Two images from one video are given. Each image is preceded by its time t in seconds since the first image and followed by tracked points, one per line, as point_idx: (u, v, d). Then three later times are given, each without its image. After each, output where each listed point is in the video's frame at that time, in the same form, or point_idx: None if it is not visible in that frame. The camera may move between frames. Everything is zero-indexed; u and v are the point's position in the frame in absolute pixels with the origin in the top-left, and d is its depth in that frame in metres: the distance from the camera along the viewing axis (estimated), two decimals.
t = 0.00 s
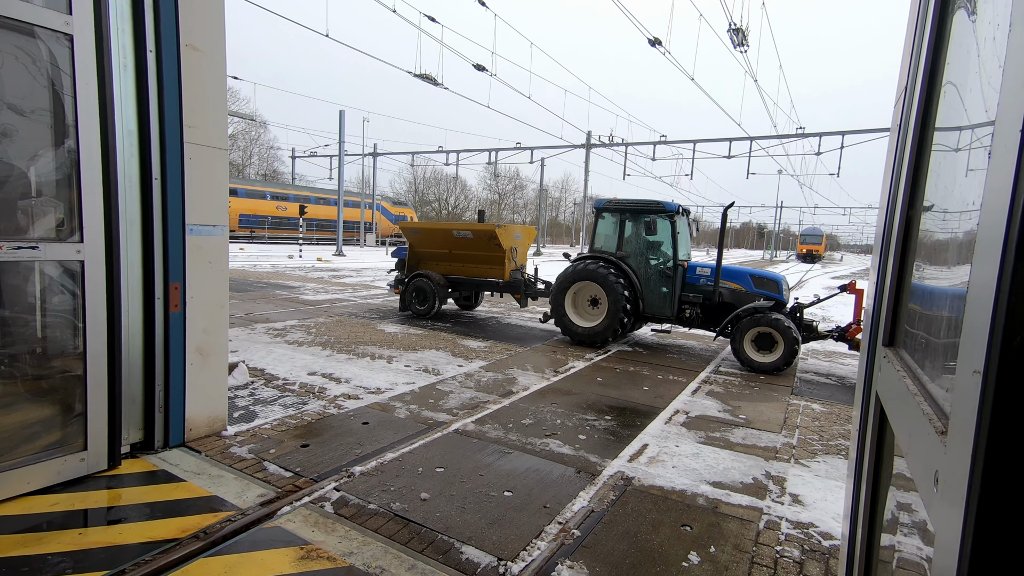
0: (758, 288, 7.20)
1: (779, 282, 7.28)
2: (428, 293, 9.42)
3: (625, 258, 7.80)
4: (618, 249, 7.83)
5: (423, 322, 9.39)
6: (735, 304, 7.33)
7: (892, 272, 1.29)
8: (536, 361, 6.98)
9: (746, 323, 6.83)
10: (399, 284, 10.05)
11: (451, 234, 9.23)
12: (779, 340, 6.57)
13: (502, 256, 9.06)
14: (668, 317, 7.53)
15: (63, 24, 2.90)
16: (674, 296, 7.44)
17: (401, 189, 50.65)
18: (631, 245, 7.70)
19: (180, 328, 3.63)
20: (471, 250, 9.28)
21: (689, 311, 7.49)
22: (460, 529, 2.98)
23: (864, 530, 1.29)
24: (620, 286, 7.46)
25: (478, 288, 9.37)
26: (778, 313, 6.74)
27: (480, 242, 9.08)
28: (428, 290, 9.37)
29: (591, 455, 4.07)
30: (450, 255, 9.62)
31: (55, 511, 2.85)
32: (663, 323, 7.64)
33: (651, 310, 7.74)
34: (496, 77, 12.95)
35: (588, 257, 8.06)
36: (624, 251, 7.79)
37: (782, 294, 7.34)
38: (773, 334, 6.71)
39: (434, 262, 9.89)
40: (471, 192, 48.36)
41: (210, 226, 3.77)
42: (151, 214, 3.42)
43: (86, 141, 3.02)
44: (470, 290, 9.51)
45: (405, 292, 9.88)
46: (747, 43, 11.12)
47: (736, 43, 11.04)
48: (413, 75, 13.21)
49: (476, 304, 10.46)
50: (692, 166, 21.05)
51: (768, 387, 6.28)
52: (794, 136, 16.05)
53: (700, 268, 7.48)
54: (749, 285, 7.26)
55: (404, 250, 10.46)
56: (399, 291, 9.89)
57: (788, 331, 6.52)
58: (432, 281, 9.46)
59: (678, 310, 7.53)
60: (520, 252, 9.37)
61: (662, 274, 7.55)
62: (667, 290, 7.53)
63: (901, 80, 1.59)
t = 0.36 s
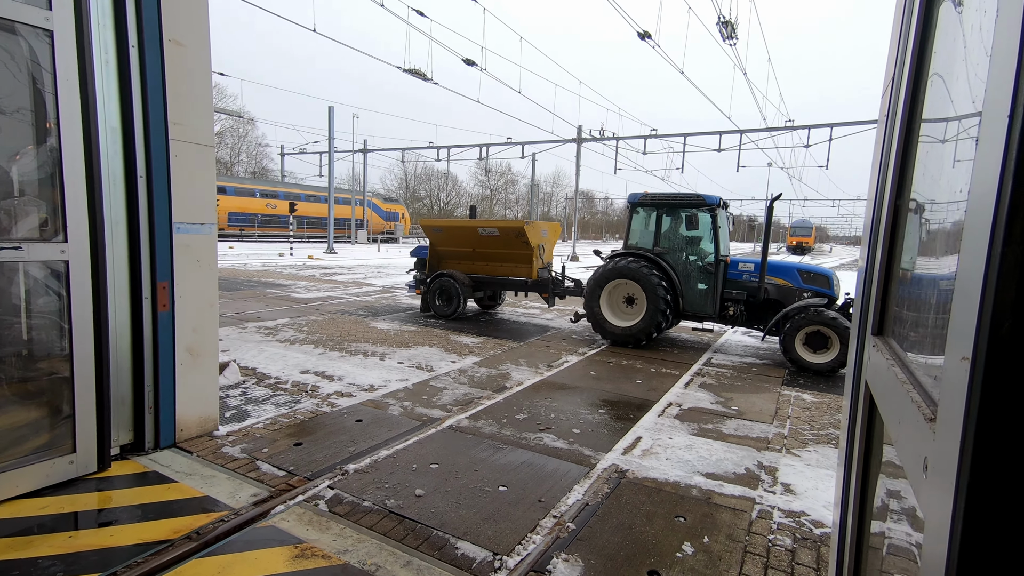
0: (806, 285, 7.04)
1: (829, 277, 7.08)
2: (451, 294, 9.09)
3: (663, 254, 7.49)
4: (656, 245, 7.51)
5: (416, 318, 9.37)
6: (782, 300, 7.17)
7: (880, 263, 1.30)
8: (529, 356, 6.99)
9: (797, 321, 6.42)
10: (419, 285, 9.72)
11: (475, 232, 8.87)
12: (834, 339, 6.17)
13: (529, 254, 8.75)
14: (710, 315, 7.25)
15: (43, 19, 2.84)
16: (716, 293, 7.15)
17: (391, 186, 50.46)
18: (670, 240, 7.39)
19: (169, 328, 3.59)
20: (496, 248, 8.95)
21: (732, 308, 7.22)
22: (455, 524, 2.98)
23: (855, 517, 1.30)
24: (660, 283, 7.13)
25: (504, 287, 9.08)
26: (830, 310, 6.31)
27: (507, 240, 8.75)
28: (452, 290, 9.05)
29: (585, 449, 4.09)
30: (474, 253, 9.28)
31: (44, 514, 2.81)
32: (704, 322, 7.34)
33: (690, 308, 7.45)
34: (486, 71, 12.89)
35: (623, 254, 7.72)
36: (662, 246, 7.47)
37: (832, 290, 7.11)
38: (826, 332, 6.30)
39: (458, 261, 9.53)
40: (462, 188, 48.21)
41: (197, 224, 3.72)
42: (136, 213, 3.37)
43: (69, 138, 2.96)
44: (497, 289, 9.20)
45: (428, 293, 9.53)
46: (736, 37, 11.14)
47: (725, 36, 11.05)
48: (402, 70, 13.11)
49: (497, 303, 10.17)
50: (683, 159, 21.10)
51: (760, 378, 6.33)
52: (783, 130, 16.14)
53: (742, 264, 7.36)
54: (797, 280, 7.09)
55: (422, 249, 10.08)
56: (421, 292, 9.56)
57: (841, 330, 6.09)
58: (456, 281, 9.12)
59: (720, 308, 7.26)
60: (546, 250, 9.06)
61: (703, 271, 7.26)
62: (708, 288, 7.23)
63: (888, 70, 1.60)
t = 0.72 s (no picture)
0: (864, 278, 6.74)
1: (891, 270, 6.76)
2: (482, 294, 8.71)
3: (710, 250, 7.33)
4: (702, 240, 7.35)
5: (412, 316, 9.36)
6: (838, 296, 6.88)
7: (874, 253, 1.31)
8: (526, 352, 7.00)
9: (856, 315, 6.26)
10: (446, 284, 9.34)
11: (507, 229, 8.53)
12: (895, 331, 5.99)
13: (563, 252, 8.39)
14: (762, 312, 7.01)
15: (29, 20, 2.80)
16: (769, 288, 6.92)
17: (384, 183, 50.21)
18: (717, 235, 7.23)
19: (163, 330, 3.57)
20: (528, 246, 8.59)
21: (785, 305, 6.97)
22: (455, 520, 2.99)
23: (851, 505, 1.32)
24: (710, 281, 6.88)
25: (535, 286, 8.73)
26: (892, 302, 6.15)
27: (540, 237, 8.39)
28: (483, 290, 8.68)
29: (583, 443, 4.10)
30: (504, 251, 8.92)
31: (42, 518, 2.80)
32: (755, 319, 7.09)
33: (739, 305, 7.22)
34: (478, 66, 12.85)
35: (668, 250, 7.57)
36: (710, 241, 7.32)
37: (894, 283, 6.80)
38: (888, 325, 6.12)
39: (487, 259, 9.19)
40: (456, 184, 48.07)
41: (190, 225, 3.69)
42: (128, 214, 3.35)
43: (57, 140, 2.93)
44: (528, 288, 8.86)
45: (457, 293, 9.19)
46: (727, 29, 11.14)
47: (717, 28, 11.05)
48: (393, 66, 13.01)
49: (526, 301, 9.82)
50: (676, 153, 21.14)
51: (755, 369, 6.37)
52: (775, 122, 16.19)
53: (796, 259, 7.18)
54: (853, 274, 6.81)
55: (449, 247, 9.74)
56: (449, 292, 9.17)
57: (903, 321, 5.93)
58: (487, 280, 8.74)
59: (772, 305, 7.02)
60: (580, 247, 8.70)
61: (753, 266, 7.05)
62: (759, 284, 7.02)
63: (880, 61, 1.60)
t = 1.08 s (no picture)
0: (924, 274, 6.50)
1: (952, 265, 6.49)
2: (519, 298, 8.31)
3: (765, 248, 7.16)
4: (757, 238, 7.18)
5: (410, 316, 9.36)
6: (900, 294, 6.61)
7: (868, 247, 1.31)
8: (524, 350, 7.00)
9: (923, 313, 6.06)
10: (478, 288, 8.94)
11: (544, 229, 8.10)
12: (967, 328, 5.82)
13: (603, 252, 8.00)
14: (823, 313, 6.79)
15: (18, 25, 2.78)
16: (830, 287, 6.71)
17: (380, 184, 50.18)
18: (772, 233, 7.08)
19: (159, 335, 3.55)
20: (565, 247, 8.20)
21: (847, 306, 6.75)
22: (456, 520, 2.99)
23: (849, 497, 1.32)
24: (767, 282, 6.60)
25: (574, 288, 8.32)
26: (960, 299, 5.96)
27: (580, 237, 7.98)
28: (520, 294, 8.28)
29: (582, 441, 4.11)
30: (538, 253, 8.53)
31: (40, 526, 2.79)
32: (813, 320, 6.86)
33: (797, 306, 6.99)
34: (472, 65, 12.84)
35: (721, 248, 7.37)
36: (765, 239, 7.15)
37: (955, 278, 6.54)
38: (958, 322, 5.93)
39: (520, 261, 8.74)
40: (451, 184, 48.02)
41: (185, 229, 3.68)
42: (122, 219, 3.33)
43: (49, 145, 2.91)
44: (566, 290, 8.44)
45: (490, 297, 8.72)
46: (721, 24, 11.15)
47: (710, 24, 11.06)
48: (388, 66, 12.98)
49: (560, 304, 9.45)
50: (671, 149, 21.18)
51: (753, 364, 6.39)
52: (770, 116, 16.24)
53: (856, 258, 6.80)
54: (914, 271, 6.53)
55: (479, 249, 9.23)
56: (483, 296, 8.76)
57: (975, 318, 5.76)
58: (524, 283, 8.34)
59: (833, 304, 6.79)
60: (619, 246, 8.32)
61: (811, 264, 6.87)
62: (818, 282, 6.82)
63: (872, 55, 1.61)
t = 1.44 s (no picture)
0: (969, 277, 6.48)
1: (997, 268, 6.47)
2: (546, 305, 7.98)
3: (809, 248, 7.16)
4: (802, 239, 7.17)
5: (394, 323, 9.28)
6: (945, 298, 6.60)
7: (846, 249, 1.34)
8: (510, 356, 6.99)
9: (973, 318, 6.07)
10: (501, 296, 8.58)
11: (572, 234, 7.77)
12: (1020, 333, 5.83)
13: (633, 256, 7.72)
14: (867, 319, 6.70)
15: None
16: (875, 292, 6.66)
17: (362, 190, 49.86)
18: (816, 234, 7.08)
19: (136, 347, 3.46)
20: (592, 251, 7.89)
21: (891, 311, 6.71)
22: (443, 529, 2.96)
23: (832, 496, 1.34)
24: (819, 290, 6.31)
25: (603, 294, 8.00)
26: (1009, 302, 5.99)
27: (609, 242, 7.70)
28: (547, 302, 7.95)
29: (569, 445, 4.11)
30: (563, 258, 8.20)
31: (11, 548, 2.69)
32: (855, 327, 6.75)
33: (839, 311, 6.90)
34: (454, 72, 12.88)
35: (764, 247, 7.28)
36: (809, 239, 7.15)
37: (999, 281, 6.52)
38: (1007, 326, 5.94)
39: (544, 268, 8.37)
40: (434, 189, 47.91)
41: (161, 238, 3.61)
42: (95, 229, 3.24)
43: (18, 154, 2.82)
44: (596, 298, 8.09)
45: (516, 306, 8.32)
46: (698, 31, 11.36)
47: (687, 31, 11.27)
48: (369, 72, 12.93)
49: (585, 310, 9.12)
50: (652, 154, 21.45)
51: (737, 365, 6.47)
52: (748, 121, 16.57)
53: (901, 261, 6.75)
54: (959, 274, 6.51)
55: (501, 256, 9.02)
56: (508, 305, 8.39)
57: None
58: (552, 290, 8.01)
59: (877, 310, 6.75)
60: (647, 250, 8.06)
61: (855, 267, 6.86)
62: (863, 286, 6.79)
63: (844, 60, 1.65)
